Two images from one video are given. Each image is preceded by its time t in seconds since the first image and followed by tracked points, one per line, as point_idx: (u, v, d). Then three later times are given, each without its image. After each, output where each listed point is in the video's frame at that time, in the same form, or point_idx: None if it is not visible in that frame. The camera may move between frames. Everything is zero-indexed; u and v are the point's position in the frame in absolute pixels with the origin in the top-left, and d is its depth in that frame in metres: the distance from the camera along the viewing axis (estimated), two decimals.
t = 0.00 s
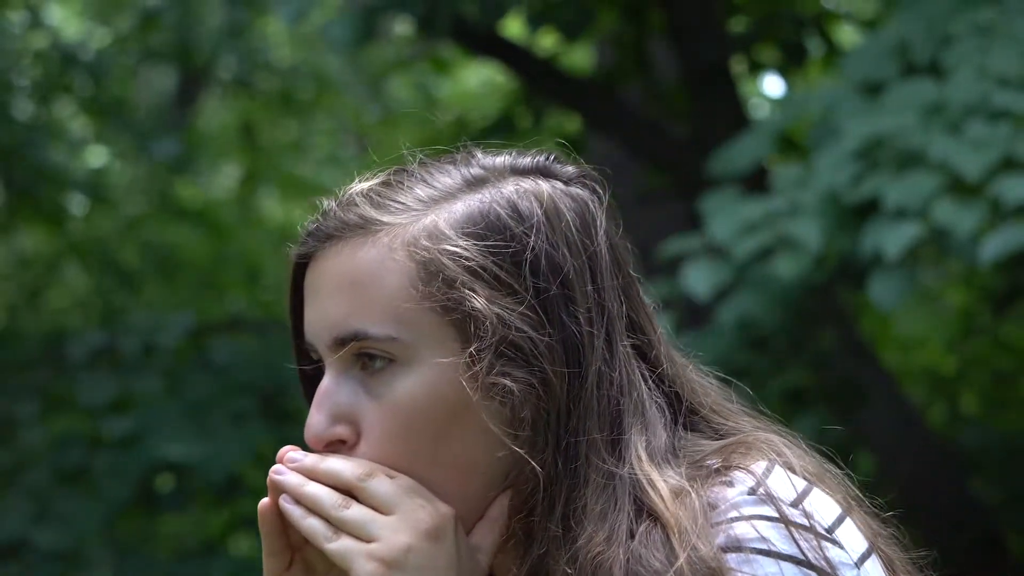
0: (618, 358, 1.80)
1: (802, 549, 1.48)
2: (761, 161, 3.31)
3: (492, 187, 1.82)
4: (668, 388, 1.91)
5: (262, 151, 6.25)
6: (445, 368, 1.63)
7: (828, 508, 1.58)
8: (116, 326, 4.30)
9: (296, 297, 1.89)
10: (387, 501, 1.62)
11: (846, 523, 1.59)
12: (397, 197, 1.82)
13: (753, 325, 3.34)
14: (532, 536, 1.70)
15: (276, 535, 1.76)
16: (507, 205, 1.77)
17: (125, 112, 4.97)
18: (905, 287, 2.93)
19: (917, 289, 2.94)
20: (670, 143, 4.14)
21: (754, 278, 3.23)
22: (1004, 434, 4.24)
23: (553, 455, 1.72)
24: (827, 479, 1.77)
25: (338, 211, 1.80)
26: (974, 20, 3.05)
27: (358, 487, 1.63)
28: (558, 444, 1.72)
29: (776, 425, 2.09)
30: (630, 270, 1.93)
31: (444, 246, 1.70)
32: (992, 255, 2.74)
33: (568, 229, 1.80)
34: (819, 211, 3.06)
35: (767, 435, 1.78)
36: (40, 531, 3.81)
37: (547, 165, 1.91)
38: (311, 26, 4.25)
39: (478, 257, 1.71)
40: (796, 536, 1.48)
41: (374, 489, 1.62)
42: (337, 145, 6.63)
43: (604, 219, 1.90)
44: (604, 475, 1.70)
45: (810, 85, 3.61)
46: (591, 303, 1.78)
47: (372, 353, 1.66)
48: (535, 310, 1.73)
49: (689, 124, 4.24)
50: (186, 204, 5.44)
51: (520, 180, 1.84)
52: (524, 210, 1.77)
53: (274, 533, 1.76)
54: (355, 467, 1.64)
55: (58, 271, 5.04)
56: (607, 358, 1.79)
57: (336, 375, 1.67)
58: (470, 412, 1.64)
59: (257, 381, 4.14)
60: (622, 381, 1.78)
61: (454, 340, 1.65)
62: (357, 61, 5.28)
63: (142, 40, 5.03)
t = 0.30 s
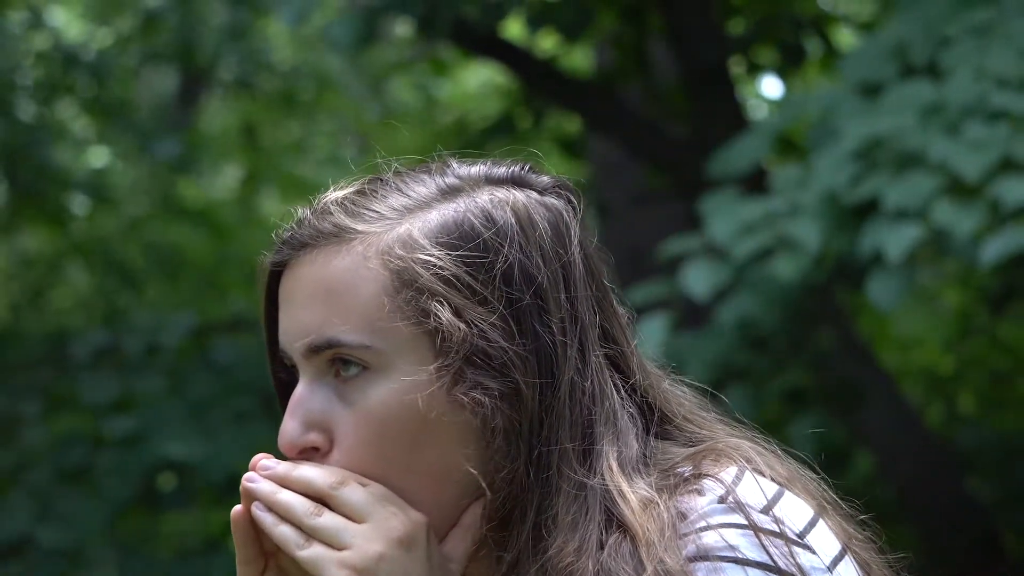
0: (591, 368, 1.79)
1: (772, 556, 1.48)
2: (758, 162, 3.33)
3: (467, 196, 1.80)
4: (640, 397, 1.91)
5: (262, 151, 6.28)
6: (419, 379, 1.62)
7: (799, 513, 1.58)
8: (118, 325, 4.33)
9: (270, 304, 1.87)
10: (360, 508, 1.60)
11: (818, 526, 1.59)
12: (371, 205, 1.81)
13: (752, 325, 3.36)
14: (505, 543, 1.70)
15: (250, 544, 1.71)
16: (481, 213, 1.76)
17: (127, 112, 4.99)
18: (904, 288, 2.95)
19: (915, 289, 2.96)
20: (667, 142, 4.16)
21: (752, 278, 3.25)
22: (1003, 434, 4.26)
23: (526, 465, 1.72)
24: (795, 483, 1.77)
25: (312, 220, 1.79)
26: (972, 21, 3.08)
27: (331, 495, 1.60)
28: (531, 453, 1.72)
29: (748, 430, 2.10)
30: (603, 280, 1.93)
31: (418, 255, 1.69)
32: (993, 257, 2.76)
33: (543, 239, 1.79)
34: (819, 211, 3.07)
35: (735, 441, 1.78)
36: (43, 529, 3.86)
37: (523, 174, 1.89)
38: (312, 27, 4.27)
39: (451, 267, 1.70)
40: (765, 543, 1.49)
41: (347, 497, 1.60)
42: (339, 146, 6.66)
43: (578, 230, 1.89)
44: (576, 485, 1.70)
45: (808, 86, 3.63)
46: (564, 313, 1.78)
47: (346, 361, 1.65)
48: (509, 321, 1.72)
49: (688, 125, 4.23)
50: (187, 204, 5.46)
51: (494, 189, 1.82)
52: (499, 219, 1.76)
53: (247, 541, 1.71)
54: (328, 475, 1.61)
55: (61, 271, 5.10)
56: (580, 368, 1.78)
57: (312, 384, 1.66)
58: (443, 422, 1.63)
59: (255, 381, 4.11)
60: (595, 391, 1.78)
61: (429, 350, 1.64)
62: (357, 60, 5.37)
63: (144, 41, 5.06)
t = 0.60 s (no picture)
0: (580, 367, 1.82)
1: (754, 555, 1.50)
2: (756, 163, 3.35)
3: (461, 192, 1.82)
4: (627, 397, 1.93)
5: (264, 151, 6.31)
6: (410, 372, 1.64)
7: (782, 513, 1.60)
8: (121, 326, 4.37)
9: (262, 293, 1.90)
10: (345, 498, 1.61)
11: (801, 526, 1.61)
12: (366, 198, 1.83)
13: (751, 325, 3.38)
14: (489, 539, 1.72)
15: (234, 534, 1.78)
16: (474, 210, 1.78)
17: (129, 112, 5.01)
18: (900, 285, 2.97)
19: (911, 288, 2.98)
20: (667, 142, 4.16)
21: (750, 278, 3.27)
22: (1000, 435, 4.29)
23: (513, 461, 1.73)
24: (780, 484, 1.78)
25: (307, 211, 1.81)
26: (968, 23, 3.10)
27: (316, 484, 1.63)
28: (518, 449, 1.74)
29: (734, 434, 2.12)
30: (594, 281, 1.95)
31: (411, 249, 1.71)
32: (989, 255, 2.78)
33: (535, 238, 1.81)
34: (816, 211, 3.09)
35: (718, 441, 1.80)
36: (45, 528, 3.88)
37: (518, 174, 1.92)
38: (313, 28, 4.30)
39: (444, 261, 1.72)
40: (746, 542, 1.50)
41: (332, 487, 1.62)
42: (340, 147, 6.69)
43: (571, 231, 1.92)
44: (562, 483, 1.72)
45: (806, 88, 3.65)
46: (555, 311, 1.80)
47: (337, 352, 1.67)
48: (500, 317, 1.74)
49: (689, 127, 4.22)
50: (188, 203, 5.53)
51: (489, 187, 1.85)
52: (492, 216, 1.78)
53: (231, 531, 1.77)
54: (314, 465, 1.64)
55: (64, 271, 5.14)
56: (568, 367, 1.81)
57: (303, 375, 1.68)
58: (433, 416, 1.65)
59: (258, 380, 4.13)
60: (582, 390, 1.80)
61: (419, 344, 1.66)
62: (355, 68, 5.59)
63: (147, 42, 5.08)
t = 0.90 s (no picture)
0: (576, 363, 1.81)
1: (741, 551, 1.51)
2: (754, 163, 3.38)
3: (465, 184, 1.83)
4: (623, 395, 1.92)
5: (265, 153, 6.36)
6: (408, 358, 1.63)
7: (771, 510, 1.61)
8: (123, 326, 4.40)
9: (263, 276, 1.89)
10: (336, 479, 1.61)
11: (790, 524, 1.62)
12: (368, 186, 1.83)
13: (751, 324, 3.39)
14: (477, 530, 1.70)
15: (223, 514, 1.83)
16: (478, 202, 1.78)
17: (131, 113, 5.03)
18: (896, 286, 3.00)
19: (907, 288, 2.99)
20: (667, 142, 4.17)
21: (749, 278, 3.28)
22: (997, 435, 4.27)
23: (506, 452, 1.73)
24: (771, 486, 1.78)
25: (311, 195, 1.81)
26: (966, 24, 3.12)
27: (308, 466, 1.63)
28: (512, 441, 1.73)
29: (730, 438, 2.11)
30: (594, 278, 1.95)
31: (413, 237, 1.71)
32: (984, 255, 2.80)
33: (537, 232, 1.81)
34: (814, 211, 3.11)
35: (710, 439, 1.80)
36: (48, 526, 3.87)
37: (522, 170, 1.92)
38: (314, 29, 4.31)
39: (445, 250, 1.72)
40: (734, 538, 1.52)
41: (323, 468, 1.62)
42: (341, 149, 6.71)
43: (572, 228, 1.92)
44: (553, 477, 1.71)
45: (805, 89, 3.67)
46: (554, 305, 1.80)
47: (335, 336, 1.66)
48: (499, 308, 1.74)
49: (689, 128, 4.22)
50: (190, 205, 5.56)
51: (493, 180, 1.85)
52: (495, 209, 1.79)
53: (221, 511, 1.82)
54: (307, 447, 1.64)
55: (65, 271, 5.15)
56: (564, 361, 1.80)
57: (300, 357, 1.67)
58: (432, 403, 1.64)
59: (260, 379, 4.16)
60: (580, 385, 1.79)
61: (418, 331, 1.66)
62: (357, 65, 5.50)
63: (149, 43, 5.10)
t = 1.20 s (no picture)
0: (585, 352, 1.82)
1: (740, 544, 1.52)
2: (752, 163, 3.40)
3: (486, 169, 1.84)
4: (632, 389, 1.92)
5: (268, 154, 6.41)
6: (420, 335, 1.66)
7: (772, 506, 1.62)
8: (126, 326, 4.43)
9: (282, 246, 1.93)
10: (338, 450, 1.64)
11: (789, 521, 1.63)
12: (390, 163, 1.86)
13: (750, 325, 3.41)
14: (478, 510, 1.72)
15: (226, 482, 1.89)
16: (497, 187, 1.80)
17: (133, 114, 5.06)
18: (893, 286, 3.02)
19: (904, 289, 3.01)
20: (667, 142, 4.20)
21: (748, 278, 3.31)
22: (994, 433, 4.31)
23: (512, 435, 1.74)
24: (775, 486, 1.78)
25: (334, 169, 1.85)
26: (962, 27, 3.16)
27: (310, 435, 1.66)
28: (519, 424, 1.75)
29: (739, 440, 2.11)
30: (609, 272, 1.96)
31: (430, 217, 1.73)
32: (980, 256, 2.80)
33: (553, 221, 1.83)
34: (812, 211, 3.14)
35: (714, 434, 1.81)
36: (50, 526, 3.88)
37: (543, 161, 1.94)
38: (315, 31, 4.34)
39: (461, 230, 1.74)
40: (734, 531, 1.53)
41: (325, 439, 1.64)
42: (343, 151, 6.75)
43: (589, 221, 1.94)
44: (556, 463, 1.72)
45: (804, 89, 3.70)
46: (566, 293, 1.81)
47: (347, 309, 1.69)
48: (511, 290, 1.76)
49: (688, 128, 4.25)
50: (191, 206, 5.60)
51: (513, 168, 1.87)
52: (513, 194, 1.81)
53: (224, 479, 1.88)
54: (311, 417, 1.67)
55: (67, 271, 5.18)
56: (574, 350, 1.81)
57: (312, 328, 1.71)
58: (439, 381, 1.66)
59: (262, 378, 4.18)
60: (588, 373, 1.80)
61: (432, 309, 1.68)
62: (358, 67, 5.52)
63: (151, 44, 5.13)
